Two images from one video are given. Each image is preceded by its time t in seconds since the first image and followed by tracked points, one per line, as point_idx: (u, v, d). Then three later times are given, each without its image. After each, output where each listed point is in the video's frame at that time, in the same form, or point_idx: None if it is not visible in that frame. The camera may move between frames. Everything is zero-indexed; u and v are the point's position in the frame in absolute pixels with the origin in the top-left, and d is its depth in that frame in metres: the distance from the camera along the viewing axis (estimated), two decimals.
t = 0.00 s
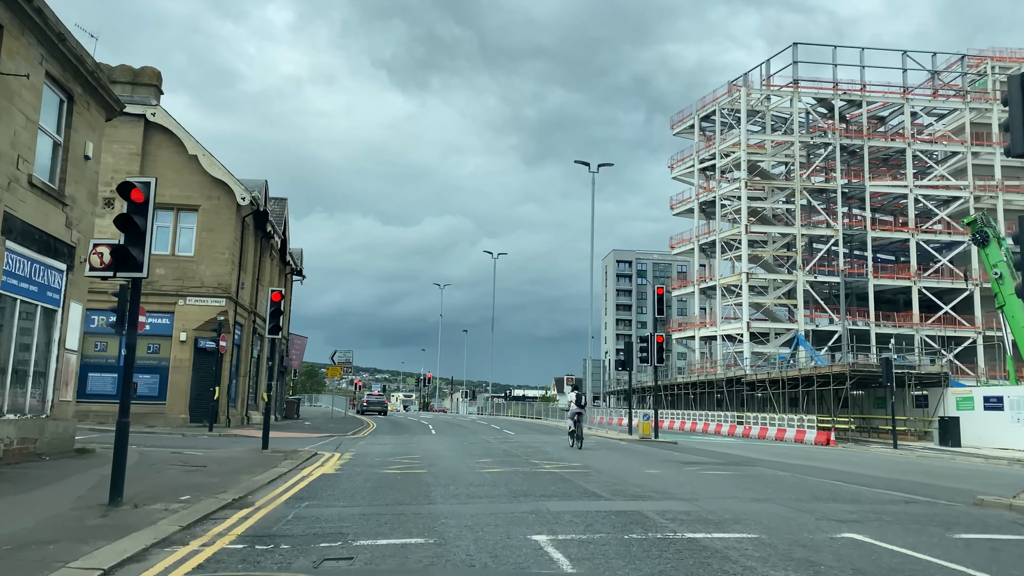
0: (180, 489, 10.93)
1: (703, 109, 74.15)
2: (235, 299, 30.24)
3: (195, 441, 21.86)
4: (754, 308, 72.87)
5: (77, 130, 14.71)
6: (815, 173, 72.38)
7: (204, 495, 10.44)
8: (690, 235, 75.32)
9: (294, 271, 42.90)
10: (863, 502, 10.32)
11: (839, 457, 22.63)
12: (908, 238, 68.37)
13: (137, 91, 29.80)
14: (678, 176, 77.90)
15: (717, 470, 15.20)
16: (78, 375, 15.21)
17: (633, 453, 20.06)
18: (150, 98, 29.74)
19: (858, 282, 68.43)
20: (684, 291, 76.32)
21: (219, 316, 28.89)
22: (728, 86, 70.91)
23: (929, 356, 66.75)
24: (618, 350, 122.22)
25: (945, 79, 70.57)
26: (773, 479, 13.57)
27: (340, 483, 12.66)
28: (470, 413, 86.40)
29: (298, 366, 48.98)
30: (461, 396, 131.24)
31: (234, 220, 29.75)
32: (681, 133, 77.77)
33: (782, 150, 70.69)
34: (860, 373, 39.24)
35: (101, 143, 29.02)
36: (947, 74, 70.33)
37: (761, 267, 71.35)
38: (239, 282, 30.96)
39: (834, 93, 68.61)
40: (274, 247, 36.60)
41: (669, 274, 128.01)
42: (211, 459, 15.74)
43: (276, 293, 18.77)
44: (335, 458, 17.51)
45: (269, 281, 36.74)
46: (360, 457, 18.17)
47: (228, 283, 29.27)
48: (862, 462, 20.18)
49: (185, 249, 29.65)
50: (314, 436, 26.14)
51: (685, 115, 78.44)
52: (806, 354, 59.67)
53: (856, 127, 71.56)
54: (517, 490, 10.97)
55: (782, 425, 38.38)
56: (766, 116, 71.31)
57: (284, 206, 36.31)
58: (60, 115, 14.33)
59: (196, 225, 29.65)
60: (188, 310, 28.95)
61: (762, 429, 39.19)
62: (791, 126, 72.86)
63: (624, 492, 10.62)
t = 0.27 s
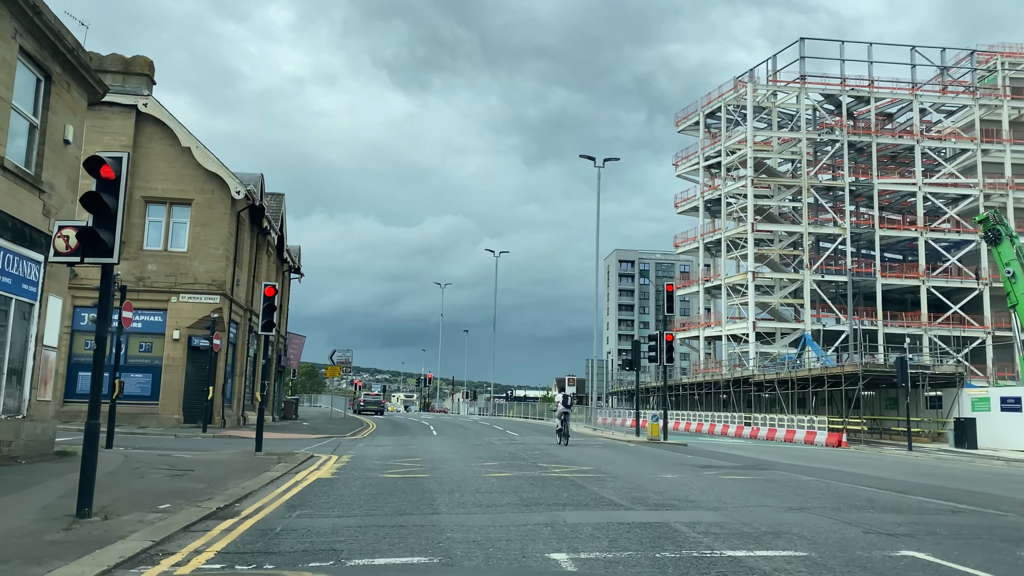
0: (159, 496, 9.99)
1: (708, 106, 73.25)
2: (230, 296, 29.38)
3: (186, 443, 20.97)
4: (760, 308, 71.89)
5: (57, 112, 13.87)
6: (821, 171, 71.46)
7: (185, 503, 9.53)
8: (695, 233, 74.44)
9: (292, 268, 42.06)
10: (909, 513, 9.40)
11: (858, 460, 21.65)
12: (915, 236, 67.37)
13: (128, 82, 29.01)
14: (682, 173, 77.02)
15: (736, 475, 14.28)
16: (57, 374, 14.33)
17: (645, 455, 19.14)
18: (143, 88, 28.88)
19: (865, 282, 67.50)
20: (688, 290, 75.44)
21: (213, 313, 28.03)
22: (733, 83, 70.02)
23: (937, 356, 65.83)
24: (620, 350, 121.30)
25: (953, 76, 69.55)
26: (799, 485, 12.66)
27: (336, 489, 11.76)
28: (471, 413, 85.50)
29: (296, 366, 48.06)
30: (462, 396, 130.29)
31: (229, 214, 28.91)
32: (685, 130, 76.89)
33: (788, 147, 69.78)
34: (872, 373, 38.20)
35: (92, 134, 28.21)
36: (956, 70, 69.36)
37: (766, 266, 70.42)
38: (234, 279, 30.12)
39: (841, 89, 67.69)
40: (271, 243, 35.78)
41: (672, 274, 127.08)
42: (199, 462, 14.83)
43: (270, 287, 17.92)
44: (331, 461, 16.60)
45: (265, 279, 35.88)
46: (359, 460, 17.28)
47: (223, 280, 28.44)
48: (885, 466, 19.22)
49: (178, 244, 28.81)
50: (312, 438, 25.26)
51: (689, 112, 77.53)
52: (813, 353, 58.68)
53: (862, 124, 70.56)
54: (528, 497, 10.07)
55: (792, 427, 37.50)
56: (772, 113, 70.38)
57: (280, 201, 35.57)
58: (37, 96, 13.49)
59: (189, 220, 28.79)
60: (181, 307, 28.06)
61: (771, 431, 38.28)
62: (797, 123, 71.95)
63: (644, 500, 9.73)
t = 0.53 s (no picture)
0: (139, 503, 9.17)
1: (712, 103, 72.38)
2: (226, 293, 28.62)
3: (179, 443, 20.21)
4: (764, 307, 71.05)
5: (36, 95, 13.07)
6: (826, 168, 70.60)
7: (168, 510, 8.73)
8: (698, 232, 73.63)
9: (290, 265, 41.29)
10: (956, 524, 8.61)
11: (876, 463, 20.82)
12: (921, 235, 66.30)
13: (122, 73, 28.12)
14: (686, 171, 76.20)
15: (755, 479, 13.50)
16: (38, 371, 13.55)
17: (653, 458, 18.29)
18: (137, 79, 28.10)
19: (872, 281, 66.62)
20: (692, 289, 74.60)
21: (209, 310, 27.27)
22: (737, 80, 69.16)
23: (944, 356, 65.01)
24: (622, 350, 120.47)
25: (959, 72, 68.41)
26: (825, 490, 11.88)
27: (332, 496, 10.97)
28: (471, 413, 84.65)
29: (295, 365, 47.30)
30: (462, 396, 129.40)
31: (225, 209, 28.13)
32: (689, 128, 76.03)
33: (793, 145, 68.93)
34: (884, 373, 37.30)
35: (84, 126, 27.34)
36: (961, 66, 68.34)
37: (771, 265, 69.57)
38: (231, 275, 29.35)
39: (847, 86, 66.81)
40: (268, 240, 35.01)
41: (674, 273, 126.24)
42: (189, 465, 14.03)
43: (264, 282, 17.16)
44: (328, 465, 15.78)
45: (263, 275, 35.11)
46: (356, 462, 16.49)
47: (218, 276, 27.68)
48: (907, 468, 18.40)
49: (173, 240, 27.96)
50: (310, 439, 24.51)
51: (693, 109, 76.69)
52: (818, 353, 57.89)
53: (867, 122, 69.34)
54: (541, 507, 9.27)
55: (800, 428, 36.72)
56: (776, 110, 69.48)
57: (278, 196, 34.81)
58: (16, 77, 12.69)
59: (185, 214, 27.99)
60: (176, 304, 27.28)
61: (779, 432, 37.45)
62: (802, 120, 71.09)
63: (665, 510, 8.97)
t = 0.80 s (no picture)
0: (117, 510, 8.52)
1: (715, 101, 71.74)
2: (222, 290, 27.99)
3: (172, 445, 19.55)
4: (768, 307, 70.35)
5: (17, 77, 12.44)
6: (830, 167, 69.95)
7: (150, 518, 8.09)
8: (701, 230, 72.95)
9: (288, 263, 40.66)
10: (1004, 534, 7.93)
11: (892, 466, 20.12)
12: (927, 234, 65.70)
13: (115, 65, 27.61)
14: (688, 170, 75.55)
15: (773, 484, 12.83)
16: (20, 369, 12.95)
17: (662, 460, 17.60)
18: (131, 72, 27.51)
19: (876, 280, 65.91)
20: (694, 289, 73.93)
21: (204, 308, 26.66)
22: (741, 77, 68.51)
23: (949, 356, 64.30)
24: (623, 350, 119.74)
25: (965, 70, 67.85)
26: (851, 495, 11.21)
27: (328, 502, 10.31)
28: (472, 414, 83.94)
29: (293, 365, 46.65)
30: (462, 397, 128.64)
31: (221, 205, 27.51)
32: (692, 126, 75.37)
33: (797, 143, 68.26)
34: (895, 373, 36.55)
35: (77, 119, 26.72)
36: (967, 64, 67.61)
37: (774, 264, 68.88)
38: (227, 272, 28.72)
39: (851, 84, 66.15)
40: (266, 237, 34.39)
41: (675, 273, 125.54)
42: (178, 468, 13.37)
43: (259, 277, 16.55)
44: (324, 468, 15.12)
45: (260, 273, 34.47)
46: (354, 464, 15.82)
47: (214, 273, 27.05)
48: (927, 472, 17.71)
49: (168, 236, 27.32)
50: (307, 440, 23.84)
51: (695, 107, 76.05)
52: (823, 353, 57.21)
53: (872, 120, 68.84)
54: (551, 515, 8.62)
55: (808, 429, 36.07)
56: (780, 108, 68.79)
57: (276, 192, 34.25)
58: None
59: (180, 210, 27.37)
60: (170, 302, 26.67)
61: (785, 432, 36.77)
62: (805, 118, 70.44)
63: (687, 520, 8.31)
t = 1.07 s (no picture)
0: (95, 518, 7.98)
1: (717, 99, 71.23)
2: (219, 288, 27.44)
3: (166, 446, 19.02)
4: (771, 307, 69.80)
5: None
6: (834, 165, 69.35)
7: (129, 527, 7.56)
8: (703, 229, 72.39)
9: (287, 262, 40.15)
10: None
11: (905, 468, 19.57)
12: (931, 233, 65.12)
13: (110, 58, 27.17)
14: (690, 169, 75.00)
15: (790, 488, 12.27)
16: None
17: (671, 462, 17.02)
18: (127, 65, 27.09)
19: (880, 280, 65.32)
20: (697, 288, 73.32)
21: (200, 306, 26.11)
22: (743, 75, 67.94)
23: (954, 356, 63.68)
24: (624, 351, 119.22)
25: (970, 68, 67.32)
26: (874, 501, 10.65)
27: (323, 508, 9.75)
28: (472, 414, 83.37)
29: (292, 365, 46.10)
30: (462, 397, 128.02)
31: (217, 200, 26.96)
32: (693, 124, 74.84)
33: (800, 141, 67.67)
34: (903, 373, 35.90)
35: (71, 114, 26.20)
36: (972, 62, 66.98)
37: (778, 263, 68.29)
38: (223, 270, 28.16)
39: (855, 82, 65.59)
40: (264, 234, 33.87)
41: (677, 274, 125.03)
42: (168, 470, 12.81)
43: (254, 272, 16.03)
44: (321, 470, 14.55)
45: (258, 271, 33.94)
46: (352, 468, 15.27)
47: (210, 270, 26.50)
48: (944, 475, 17.15)
49: (163, 233, 26.74)
50: (306, 442, 23.28)
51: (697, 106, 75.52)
52: (828, 354, 56.58)
53: (876, 118, 68.29)
54: (561, 522, 8.09)
55: (813, 430, 35.53)
56: (783, 106, 68.24)
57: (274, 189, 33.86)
58: None
59: (174, 206, 26.82)
60: (165, 300, 26.10)
61: (790, 433, 36.21)
62: (809, 117, 69.89)
63: (707, 529, 7.80)
